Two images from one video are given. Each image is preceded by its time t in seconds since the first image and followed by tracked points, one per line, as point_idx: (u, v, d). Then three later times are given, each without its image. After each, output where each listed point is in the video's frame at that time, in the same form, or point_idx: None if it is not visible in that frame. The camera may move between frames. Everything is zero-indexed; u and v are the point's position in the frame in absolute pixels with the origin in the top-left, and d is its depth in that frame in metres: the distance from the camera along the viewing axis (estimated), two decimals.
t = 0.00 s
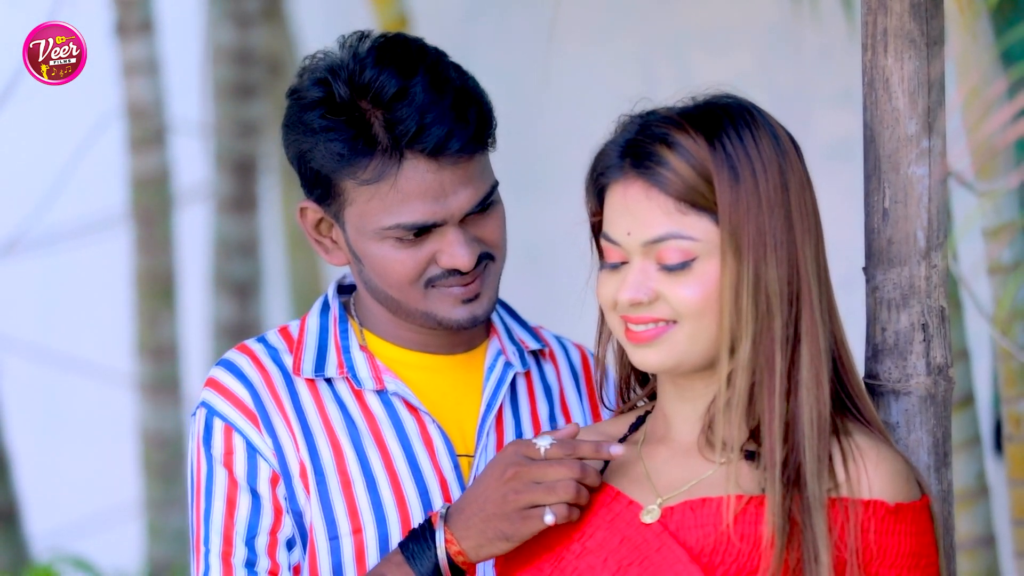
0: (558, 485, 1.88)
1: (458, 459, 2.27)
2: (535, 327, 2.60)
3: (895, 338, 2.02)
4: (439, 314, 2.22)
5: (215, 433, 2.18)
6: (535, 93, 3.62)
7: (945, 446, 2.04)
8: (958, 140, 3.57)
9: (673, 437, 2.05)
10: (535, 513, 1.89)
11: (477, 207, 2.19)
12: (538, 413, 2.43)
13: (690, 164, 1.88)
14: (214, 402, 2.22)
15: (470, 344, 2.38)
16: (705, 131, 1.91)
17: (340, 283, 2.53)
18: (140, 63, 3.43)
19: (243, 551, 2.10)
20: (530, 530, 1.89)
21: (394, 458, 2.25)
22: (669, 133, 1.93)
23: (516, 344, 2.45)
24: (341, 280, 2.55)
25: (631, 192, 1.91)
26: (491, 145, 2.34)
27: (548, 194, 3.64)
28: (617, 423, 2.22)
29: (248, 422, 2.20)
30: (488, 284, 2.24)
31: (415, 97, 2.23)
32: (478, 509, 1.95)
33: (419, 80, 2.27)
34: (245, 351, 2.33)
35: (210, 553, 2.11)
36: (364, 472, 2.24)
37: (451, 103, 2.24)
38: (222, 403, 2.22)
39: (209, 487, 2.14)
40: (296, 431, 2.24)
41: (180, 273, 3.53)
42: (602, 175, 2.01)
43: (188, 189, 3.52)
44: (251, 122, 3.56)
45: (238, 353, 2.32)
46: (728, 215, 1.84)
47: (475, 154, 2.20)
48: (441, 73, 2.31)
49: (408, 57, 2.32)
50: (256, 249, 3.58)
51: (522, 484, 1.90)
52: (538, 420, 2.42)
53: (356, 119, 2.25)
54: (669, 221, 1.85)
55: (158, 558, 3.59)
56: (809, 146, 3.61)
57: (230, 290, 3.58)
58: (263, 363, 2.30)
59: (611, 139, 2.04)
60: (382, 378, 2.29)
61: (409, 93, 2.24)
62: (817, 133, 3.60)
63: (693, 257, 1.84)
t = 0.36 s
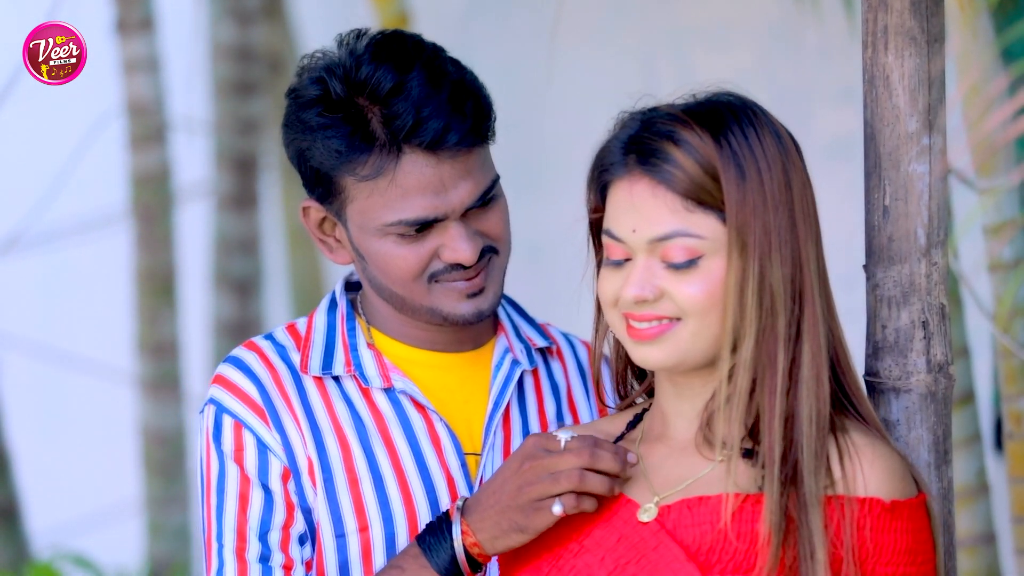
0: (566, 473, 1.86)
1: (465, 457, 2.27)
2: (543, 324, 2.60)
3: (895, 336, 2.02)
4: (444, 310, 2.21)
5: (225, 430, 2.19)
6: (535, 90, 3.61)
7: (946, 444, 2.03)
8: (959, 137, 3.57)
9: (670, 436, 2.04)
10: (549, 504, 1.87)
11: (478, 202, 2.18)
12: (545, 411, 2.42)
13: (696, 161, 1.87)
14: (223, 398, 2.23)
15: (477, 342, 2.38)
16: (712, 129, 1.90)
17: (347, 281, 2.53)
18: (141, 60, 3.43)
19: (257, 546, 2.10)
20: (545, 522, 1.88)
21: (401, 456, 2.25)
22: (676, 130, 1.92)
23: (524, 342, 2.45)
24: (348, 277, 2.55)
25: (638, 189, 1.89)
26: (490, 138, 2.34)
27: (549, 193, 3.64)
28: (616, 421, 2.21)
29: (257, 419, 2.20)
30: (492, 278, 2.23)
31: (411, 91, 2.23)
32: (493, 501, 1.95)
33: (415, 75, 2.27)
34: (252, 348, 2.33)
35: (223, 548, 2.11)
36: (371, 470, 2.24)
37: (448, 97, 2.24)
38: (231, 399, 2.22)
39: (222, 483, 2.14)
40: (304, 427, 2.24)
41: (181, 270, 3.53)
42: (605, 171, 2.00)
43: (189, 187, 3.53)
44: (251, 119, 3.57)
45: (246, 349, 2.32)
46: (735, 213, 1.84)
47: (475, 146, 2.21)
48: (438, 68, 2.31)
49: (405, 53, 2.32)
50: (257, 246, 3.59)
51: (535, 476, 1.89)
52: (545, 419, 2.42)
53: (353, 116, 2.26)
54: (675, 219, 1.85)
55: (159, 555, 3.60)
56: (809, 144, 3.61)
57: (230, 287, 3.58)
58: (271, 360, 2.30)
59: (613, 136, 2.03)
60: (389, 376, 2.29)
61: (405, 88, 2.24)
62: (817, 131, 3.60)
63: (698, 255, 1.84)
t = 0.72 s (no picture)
0: (576, 475, 1.85)
1: (469, 458, 2.27)
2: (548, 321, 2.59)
3: (896, 334, 2.01)
4: (447, 306, 2.21)
5: (229, 430, 2.19)
6: (536, 89, 3.62)
7: (946, 442, 2.03)
8: (961, 137, 3.57)
9: (669, 435, 2.04)
10: (558, 506, 1.87)
11: (479, 196, 2.19)
12: (549, 410, 2.42)
13: (711, 160, 1.86)
14: (227, 397, 2.22)
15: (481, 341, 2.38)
16: (728, 129, 1.89)
17: (352, 278, 2.53)
18: (142, 59, 3.42)
19: (263, 546, 2.10)
20: (553, 523, 1.88)
21: (405, 456, 2.25)
22: (691, 130, 1.90)
23: (528, 340, 2.44)
24: (353, 275, 2.54)
25: (653, 187, 1.87)
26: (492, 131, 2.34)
27: (549, 191, 3.65)
28: (613, 418, 2.21)
29: (262, 418, 2.20)
30: (495, 273, 2.23)
31: (410, 86, 2.23)
32: (497, 503, 1.95)
33: (415, 70, 2.27)
34: (256, 347, 2.33)
35: (229, 548, 2.12)
36: (375, 471, 2.24)
37: (447, 91, 2.24)
38: (235, 399, 2.21)
39: (228, 483, 2.15)
40: (308, 427, 2.24)
41: (183, 268, 3.54)
42: (614, 168, 1.98)
43: (190, 185, 3.53)
44: (252, 118, 3.57)
45: (250, 349, 2.32)
46: (750, 212, 1.83)
47: (476, 139, 2.21)
48: (437, 62, 2.31)
49: (404, 48, 2.32)
50: (258, 244, 3.60)
51: (542, 476, 1.88)
52: (549, 419, 2.41)
53: (352, 111, 2.26)
54: (689, 219, 1.83)
55: (159, 553, 3.61)
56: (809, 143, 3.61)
57: (231, 285, 3.59)
58: (275, 359, 2.30)
59: (619, 134, 2.02)
60: (393, 376, 2.29)
61: (404, 82, 2.24)
62: (817, 130, 3.60)
63: (712, 256, 1.82)
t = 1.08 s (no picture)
0: (571, 461, 1.85)
1: (470, 457, 2.27)
2: (549, 318, 2.58)
3: (897, 333, 2.01)
4: (446, 304, 2.21)
5: (231, 429, 2.19)
6: (536, 88, 3.62)
7: (947, 441, 2.02)
8: (962, 140, 3.57)
9: (669, 433, 2.04)
10: (557, 492, 1.86)
11: (479, 193, 2.18)
12: (550, 409, 2.42)
13: (724, 159, 1.85)
14: (228, 397, 2.22)
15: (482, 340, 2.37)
16: (740, 129, 1.88)
17: (352, 276, 2.53)
18: (143, 57, 3.42)
19: (267, 543, 2.10)
20: (553, 508, 1.87)
21: (405, 456, 2.25)
22: (704, 128, 1.89)
23: (528, 339, 2.44)
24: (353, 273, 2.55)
25: (665, 185, 1.87)
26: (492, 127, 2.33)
27: (550, 190, 3.65)
28: (611, 417, 2.22)
29: (263, 417, 2.20)
30: (495, 270, 2.23)
31: (410, 82, 2.23)
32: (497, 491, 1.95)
33: (415, 66, 2.27)
34: (256, 346, 2.33)
35: (233, 547, 2.12)
36: (375, 470, 2.24)
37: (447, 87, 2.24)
38: (236, 398, 2.21)
39: (230, 482, 2.15)
40: (308, 427, 2.24)
41: (185, 267, 3.55)
42: (623, 165, 1.96)
43: (191, 184, 3.54)
44: (253, 117, 3.57)
45: (250, 348, 2.32)
46: (762, 213, 1.83)
47: (476, 136, 2.21)
48: (436, 59, 2.31)
49: (404, 45, 2.32)
50: (259, 242, 3.61)
51: (536, 462, 1.88)
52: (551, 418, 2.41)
53: (352, 107, 2.26)
54: (700, 218, 1.83)
55: (160, 551, 3.61)
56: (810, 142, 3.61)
57: (232, 284, 3.60)
58: (275, 359, 2.30)
59: (627, 132, 2.01)
60: (393, 375, 2.28)
61: (404, 79, 2.24)
62: (817, 129, 3.61)
63: (722, 255, 1.82)
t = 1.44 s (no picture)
0: (548, 422, 1.85)
1: (467, 456, 2.27)
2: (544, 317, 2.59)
3: (898, 331, 2.01)
4: (444, 302, 2.21)
5: (231, 427, 2.18)
6: (538, 87, 3.62)
7: (948, 440, 2.02)
8: (964, 137, 3.57)
9: (669, 432, 2.04)
10: (547, 455, 1.87)
11: (480, 191, 2.19)
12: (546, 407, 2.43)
13: (731, 158, 1.85)
14: (226, 396, 2.22)
15: (478, 339, 2.38)
16: (747, 128, 1.88)
17: (347, 276, 2.54)
18: (144, 56, 3.42)
19: (274, 541, 2.08)
20: (550, 471, 1.87)
21: (404, 456, 2.25)
22: (711, 128, 1.89)
23: (524, 338, 2.45)
24: (348, 272, 2.55)
25: (673, 184, 1.86)
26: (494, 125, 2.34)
27: (550, 189, 3.65)
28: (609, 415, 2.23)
29: (263, 415, 2.19)
30: (495, 270, 2.23)
31: (414, 78, 2.23)
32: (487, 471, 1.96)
33: (419, 62, 2.27)
34: (253, 345, 2.32)
35: (240, 544, 2.10)
36: (374, 469, 2.24)
37: (451, 83, 2.24)
38: (235, 397, 2.21)
39: (233, 480, 2.13)
40: (307, 425, 2.23)
41: (185, 266, 3.55)
42: (629, 163, 1.95)
43: (192, 183, 3.54)
44: (254, 115, 3.58)
45: (247, 348, 2.31)
46: (769, 213, 1.83)
47: (478, 134, 2.21)
48: (441, 56, 2.31)
49: (407, 42, 2.32)
50: (260, 241, 3.61)
51: (516, 434, 1.88)
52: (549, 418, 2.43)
53: (355, 101, 2.26)
54: (708, 218, 1.82)
55: (161, 549, 3.62)
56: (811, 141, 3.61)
57: (233, 282, 3.60)
58: (273, 358, 2.29)
59: (631, 130, 2.00)
60: (391, 374, 2.29)
61: (409, 74, 2.24)
62: (818, 128, 3.61)
63: (728, 254, 1.82)
